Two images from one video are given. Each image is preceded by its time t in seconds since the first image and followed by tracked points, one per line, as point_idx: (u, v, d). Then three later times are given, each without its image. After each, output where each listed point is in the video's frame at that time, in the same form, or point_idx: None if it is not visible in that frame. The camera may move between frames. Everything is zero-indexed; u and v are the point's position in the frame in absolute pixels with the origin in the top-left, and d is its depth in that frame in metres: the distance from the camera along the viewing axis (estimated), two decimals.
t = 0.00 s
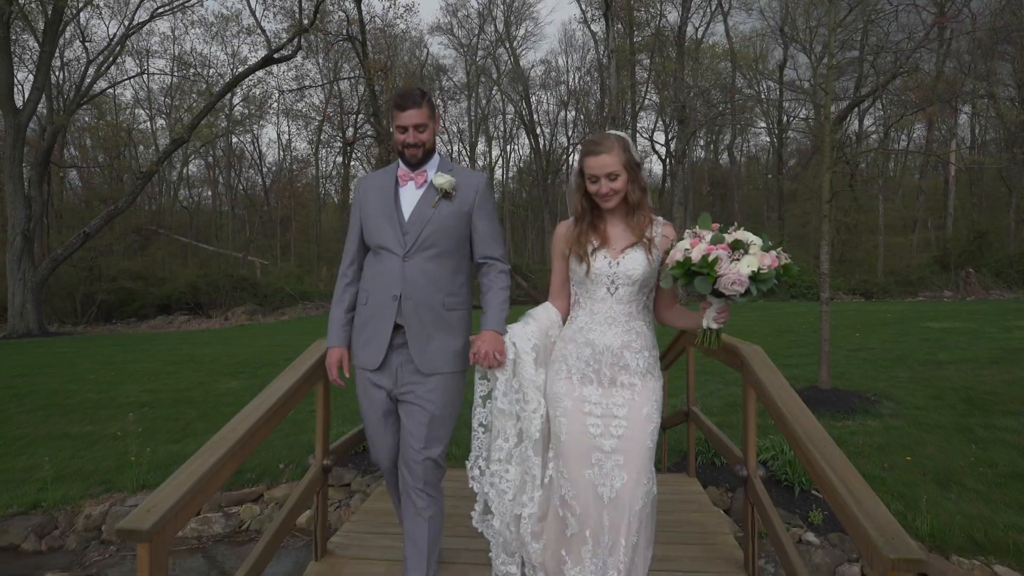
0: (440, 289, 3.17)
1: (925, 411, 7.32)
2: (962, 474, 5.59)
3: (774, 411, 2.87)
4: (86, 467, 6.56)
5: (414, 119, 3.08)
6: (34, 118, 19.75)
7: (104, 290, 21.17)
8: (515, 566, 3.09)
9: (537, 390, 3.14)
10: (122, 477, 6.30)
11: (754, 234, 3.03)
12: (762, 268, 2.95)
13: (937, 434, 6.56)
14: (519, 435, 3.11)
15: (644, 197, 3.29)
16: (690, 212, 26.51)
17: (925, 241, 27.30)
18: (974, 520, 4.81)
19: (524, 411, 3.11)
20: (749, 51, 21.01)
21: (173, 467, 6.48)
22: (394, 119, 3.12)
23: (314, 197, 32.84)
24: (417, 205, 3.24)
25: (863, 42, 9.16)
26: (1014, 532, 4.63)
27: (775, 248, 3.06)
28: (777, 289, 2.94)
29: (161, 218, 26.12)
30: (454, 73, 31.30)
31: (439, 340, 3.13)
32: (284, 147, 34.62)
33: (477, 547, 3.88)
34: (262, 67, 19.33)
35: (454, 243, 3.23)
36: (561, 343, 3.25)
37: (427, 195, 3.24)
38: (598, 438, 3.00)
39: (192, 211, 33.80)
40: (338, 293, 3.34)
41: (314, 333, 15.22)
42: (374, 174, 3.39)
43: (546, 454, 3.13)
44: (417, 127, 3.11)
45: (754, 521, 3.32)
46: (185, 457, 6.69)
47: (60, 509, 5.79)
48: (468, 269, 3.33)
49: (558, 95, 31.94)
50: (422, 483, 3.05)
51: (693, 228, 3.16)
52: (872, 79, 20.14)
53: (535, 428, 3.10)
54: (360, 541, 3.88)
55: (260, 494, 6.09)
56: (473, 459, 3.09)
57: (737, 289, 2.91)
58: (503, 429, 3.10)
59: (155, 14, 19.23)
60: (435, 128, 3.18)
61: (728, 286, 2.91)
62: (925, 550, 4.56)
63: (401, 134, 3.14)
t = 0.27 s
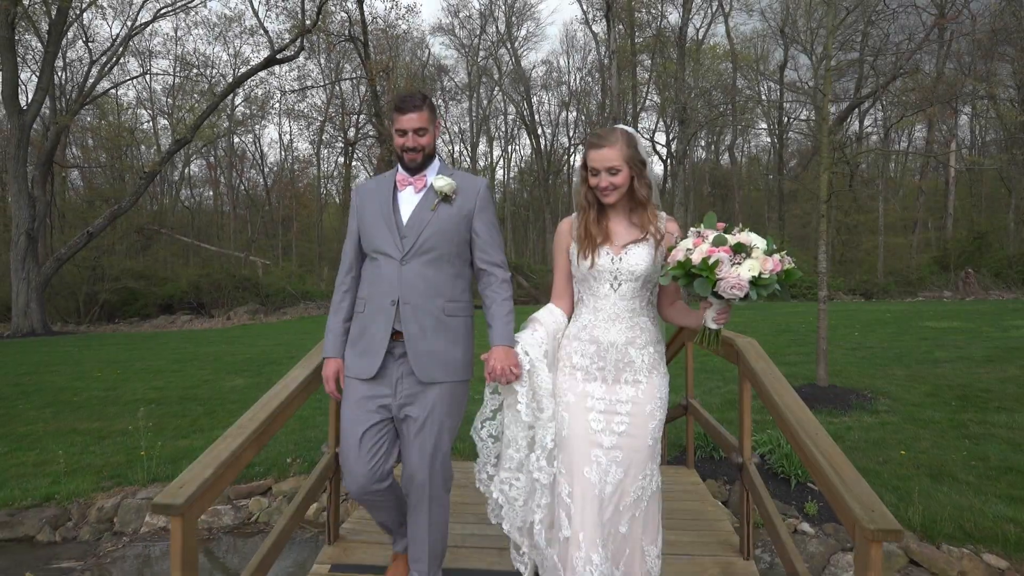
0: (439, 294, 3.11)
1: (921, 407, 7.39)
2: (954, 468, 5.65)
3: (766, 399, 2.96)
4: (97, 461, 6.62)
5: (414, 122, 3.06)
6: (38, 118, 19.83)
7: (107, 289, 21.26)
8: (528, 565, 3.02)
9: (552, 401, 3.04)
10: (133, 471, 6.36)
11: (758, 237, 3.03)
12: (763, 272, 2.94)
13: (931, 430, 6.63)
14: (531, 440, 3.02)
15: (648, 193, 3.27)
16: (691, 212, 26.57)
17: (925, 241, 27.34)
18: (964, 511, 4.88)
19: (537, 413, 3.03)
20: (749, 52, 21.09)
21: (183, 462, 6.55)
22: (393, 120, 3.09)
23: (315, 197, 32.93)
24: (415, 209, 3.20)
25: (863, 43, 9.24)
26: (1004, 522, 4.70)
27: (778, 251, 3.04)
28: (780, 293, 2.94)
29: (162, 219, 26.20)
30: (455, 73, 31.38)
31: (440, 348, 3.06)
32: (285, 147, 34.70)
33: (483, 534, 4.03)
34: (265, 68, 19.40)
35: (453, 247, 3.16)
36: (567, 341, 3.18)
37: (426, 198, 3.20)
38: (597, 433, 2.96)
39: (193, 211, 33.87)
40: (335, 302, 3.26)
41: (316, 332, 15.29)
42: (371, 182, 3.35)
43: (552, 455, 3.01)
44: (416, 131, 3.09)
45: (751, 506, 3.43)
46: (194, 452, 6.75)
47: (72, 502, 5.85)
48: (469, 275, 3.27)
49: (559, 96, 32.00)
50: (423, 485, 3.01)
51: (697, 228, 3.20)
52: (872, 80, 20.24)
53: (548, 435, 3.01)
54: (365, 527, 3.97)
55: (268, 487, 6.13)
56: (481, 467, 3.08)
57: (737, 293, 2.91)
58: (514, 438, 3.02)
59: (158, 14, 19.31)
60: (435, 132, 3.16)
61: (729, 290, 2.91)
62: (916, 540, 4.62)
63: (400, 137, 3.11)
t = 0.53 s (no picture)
0: (438, 305, 3.01)
1: (915, 403, 7.46)
2: (944, 461, 5.76)
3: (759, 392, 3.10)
4: (108, 456, 6.72)
5: (409, 125, 2.98)
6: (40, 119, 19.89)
7: (110, 288, 21.36)
8: None
9: (542, 413, 2.98)
10: (145, 464, 6.47)
11: (754, 255, 2.93)
12: (761, 291, 2.87)
13: (924, 425, 6.73)
14: (527, 455, 2.93)
15: (640, 210, 3.23)
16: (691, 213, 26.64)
17: (924, 242, 27.38)
18: (952, 501, 5.02)
19: (530, 432, 2.95)
20: (749, 52, 21.15)
21: (193, 456, 6.64)
22: (387, 123, 3.01)
23: (315, 197, 32.99)
24: (412, 217, 3.10)
25: (864, 44, 9.31)
26: (991, 513, 4.83)
27: (775, 270, 2.95)
28: (778, 313, 2.86)
29: (164, 219, 26.25)
30: (456, 74, 31.45)
31: (442, 360, 2.98)
32: (287, 147, 34.79)
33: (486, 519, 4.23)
34: (267, 68, 19.47)
35: (450, 255, 3.07)
36: (563, 358, 3.10)
37: (423, 207, 3.10)
38: (600, 457, 2.91)
39: (195, 211, 33.95)
40: (328, 313, 3.14)
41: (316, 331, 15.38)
42: (364, 188, 3.23)
43: (548, 476, 2.95)
44: (412, 133, 3.00)
45: (745, 499, 3.67)
46: (203, 446, 6.84)
47: (87, 494, 5.96)
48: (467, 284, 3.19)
49: (560, 96, 32.08)
50: (428, 493, 2.98)
51: (693, 245, 3.09)
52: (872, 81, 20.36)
53: (541, 453, 2.94)
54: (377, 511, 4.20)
55: (276, 481, 6.23)
56: (479, 487, 2.95)
57: (736, 313, 2.82)
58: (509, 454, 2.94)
59: (161, 16, 19.39)
60: (431, 135, 3.10)
61: (727, 310, 2.83)
62: (905, 528, 4.77)
63: (396, 141, 3.02)
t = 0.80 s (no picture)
0: (434, 321, 3.01)
1: (909, 399, 7.56)
2: (935, 453, 5.89)
3: (754, 385, 3.27)
4: (121, 450, 6.83)
5: (408, 135, 3.05)
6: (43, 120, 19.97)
7: (113, 289, 21.40)
8: None
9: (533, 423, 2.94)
10: (158, 458, 6.59)
11: (758, 266, 2.99)
12: (765, 301, 2.93)
13: (916, 419, 6.83)
14: (525, 469, 2.89)
15: (638, 219, 3.31)
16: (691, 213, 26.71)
17: (923, 241, 27.44)
18: (940, 491, 5.16)
19: (529, 442, 2.92)
20: (749, 53, 21.22)
21: (204, 450, 6.75)
22: (385, 134, 3.08)
23: (316, 198, 33.06)
24: (407, 234, 3.12)
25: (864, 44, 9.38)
26: (977, 502, 4.99)
27: (779, 282, 3.01)
28: (779, 323, 2.91)
29: (165, 219, 26.30)
30: (457, 74, 31.52)
31: (438, 378, 2.97)
32: (288, 147, 34.89)
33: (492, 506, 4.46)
34: (270, 70, 19.56)
35: (446, 270, 3.07)
36: (560, 366, 3.14)
37: (418, 223, 3.12)
38: (590, 465, 2.91)
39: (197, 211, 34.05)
40: (322, 336, 3.14)
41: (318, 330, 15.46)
42: (357, 208, 3.27)
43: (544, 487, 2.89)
44: (412, 142, 3.06)
45: (735, 477, 3.87)
46: (212, 441, 6.95)
47: (102, 486, 6.09)
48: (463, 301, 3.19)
49: (561, 96, 32.18)
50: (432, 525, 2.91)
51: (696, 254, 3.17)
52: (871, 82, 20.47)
53: (544, 463, 2.91)
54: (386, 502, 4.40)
55: (285, 474, 6.33)
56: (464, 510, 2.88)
57: (740, 320, 2.87)
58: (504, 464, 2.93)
59: (164, 18, 19.48)
60: (428, 147, 3.16)
61: (730, 318, 2.88)
62: (894, 516, 4.90)
63: (396, 150, 3.08)
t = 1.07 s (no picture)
0: (438, 320, 3.03)
1: (903, 393, 7.66)
2: (924, 445, 6.03)
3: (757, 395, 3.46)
4: (135, 443, 6.97)
5: (409, 126, 3.02)
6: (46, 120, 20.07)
7: (118, 286, 21.84)
8: None
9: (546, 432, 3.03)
10: (173, 450, 6.73)
11: (780, 287, 2.95)
12: (784, 324, 2.84)
13: (909, 412, 6.95)
14: (532, 476, 2.99)
15: (648, 230, 3.36)
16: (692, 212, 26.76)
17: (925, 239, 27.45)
18: (928, 480, 5.32)
19: (536, 448, 3.01)
20: (750, 52, 21.23)
21: (217, 442, 6.88)
22: (387, 126, 3.06)
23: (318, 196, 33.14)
24: (411, 232, 3.14)
25: (864, 43, 9.47)
26: (964, 491, 5.14)
27: (800, 306, 2.95)
28: (798, 347, 2.83)
29: (168, 218, 26.36)
30: (458, 73, 31.50)
31: (445, 375, 2.97)
32: (290, 146, 34.99)
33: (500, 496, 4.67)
34: (273, 70, 19.67)
35: (451, 268, 3.09)
36: (567, 378, 3.22)
37: (421, 221, 3.13)
38: (597, 481, 2.99)
39: (199, 210, 34.16)
40: (326, 334, 3.17)
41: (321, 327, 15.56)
42: (359, 205, 3.29)
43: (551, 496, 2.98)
44: (415, 133, 3.03)
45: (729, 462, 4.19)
46: (225, 434, 7.07)
47: (120, 477, 6.26)
48: (469, 297, 3.19)
49: (563, 95, 32.22)
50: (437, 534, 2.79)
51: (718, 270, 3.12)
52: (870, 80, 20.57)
53: (551, 468, 3.00)
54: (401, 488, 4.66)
55: (296, 465, 6.46)
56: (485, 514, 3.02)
57: (756, 341, 2.81)
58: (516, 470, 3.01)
59: (167, 17, 19.57)
60: (431, 142, 3.13)
61: (747, 338, 2.83)
62: (883, 504, 5.06)
63: (398, 141, 3.03)
